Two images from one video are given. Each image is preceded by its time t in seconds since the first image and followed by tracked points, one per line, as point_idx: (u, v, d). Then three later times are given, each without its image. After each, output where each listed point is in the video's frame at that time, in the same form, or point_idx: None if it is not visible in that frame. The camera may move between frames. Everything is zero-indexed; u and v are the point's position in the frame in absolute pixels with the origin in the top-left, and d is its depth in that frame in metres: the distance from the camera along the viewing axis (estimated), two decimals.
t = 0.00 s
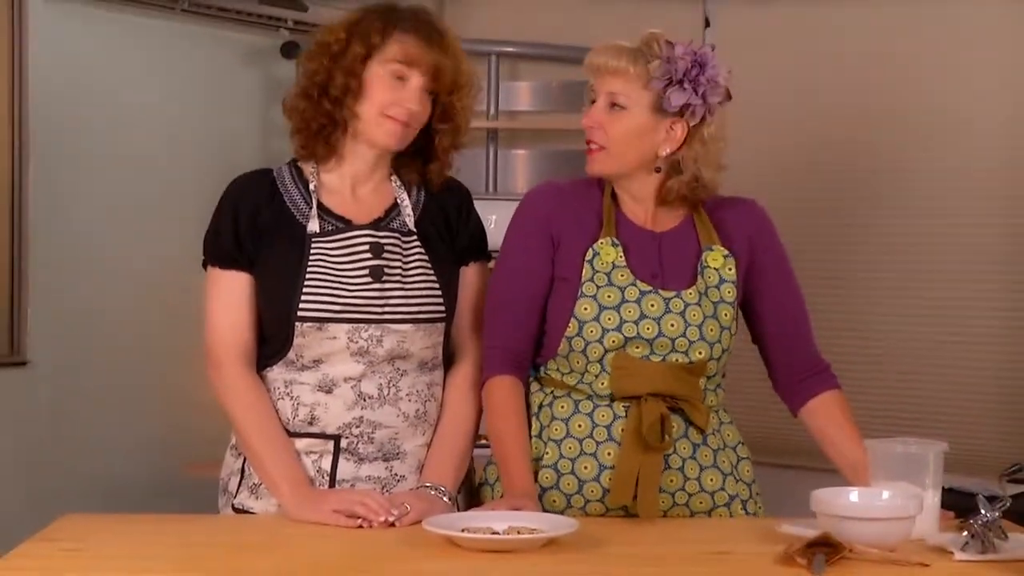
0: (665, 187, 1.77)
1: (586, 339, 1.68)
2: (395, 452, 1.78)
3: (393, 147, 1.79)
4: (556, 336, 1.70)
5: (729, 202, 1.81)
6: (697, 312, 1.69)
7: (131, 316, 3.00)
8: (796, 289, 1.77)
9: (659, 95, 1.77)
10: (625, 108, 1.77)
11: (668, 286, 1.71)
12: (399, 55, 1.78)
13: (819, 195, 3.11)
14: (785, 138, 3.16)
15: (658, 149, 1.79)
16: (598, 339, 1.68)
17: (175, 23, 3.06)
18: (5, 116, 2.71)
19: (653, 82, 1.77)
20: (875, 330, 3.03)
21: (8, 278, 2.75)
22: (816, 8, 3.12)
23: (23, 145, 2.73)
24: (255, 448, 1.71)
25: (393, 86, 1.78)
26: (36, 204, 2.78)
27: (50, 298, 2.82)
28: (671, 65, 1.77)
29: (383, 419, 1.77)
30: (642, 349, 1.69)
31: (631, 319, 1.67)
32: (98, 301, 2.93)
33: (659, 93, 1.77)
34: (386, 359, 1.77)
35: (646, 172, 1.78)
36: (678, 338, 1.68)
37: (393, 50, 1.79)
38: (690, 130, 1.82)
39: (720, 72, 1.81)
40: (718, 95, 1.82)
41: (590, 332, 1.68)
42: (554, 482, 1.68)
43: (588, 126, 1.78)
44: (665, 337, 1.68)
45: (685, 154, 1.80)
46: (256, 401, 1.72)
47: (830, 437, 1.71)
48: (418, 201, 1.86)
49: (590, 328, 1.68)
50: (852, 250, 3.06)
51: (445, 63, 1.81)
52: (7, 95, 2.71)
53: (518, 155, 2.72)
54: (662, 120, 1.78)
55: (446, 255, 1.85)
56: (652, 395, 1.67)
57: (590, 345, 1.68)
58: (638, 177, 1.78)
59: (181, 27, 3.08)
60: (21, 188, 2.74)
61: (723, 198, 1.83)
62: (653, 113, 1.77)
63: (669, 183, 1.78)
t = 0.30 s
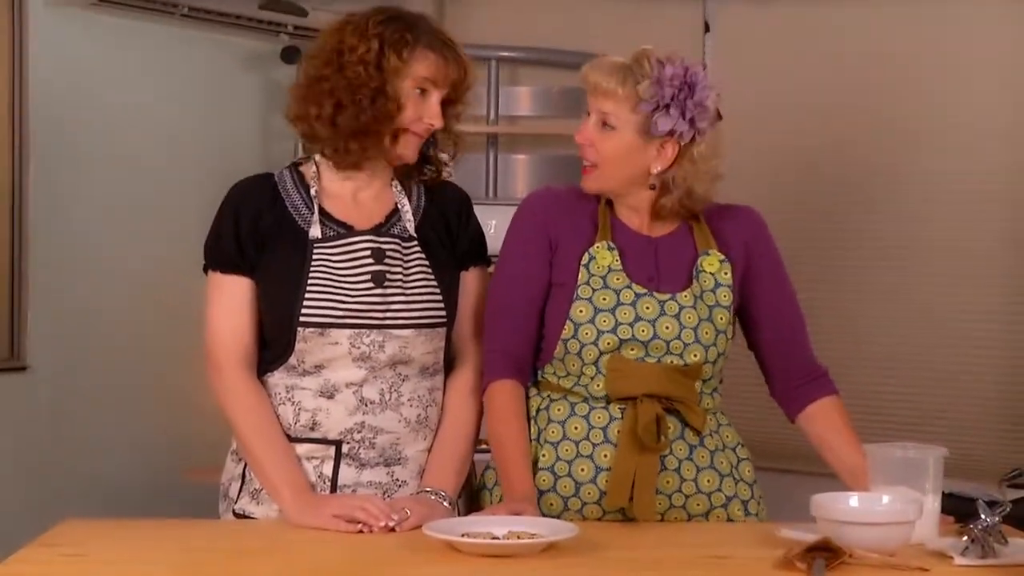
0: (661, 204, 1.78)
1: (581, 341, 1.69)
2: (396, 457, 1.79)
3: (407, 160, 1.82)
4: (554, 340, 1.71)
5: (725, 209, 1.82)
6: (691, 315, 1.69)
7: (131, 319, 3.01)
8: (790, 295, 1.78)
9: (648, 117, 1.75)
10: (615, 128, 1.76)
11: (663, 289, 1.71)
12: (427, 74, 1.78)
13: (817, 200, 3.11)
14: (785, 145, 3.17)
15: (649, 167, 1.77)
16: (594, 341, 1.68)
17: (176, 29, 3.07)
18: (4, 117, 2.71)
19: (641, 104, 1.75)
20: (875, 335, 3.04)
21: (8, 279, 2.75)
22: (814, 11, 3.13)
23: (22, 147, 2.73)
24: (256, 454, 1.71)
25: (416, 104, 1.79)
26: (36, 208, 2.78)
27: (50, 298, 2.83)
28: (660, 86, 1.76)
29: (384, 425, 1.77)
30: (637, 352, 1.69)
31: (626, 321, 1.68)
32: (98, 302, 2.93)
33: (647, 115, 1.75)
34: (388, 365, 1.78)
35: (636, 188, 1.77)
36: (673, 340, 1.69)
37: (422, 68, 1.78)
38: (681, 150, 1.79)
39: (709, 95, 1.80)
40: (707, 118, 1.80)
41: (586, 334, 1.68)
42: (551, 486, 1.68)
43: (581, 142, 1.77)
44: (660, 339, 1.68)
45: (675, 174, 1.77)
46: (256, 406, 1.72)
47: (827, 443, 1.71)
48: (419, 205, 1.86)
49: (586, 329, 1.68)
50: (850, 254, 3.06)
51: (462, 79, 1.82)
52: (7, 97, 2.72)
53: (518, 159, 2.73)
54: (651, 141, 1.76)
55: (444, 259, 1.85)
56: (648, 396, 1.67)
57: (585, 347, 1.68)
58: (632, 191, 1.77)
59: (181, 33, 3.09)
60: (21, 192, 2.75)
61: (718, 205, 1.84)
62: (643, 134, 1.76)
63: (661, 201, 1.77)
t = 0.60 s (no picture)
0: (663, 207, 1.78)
1: (584, 347, 1.69)
2: (396, 462, 1.79)
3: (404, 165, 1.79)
4: (555, 345, 1.71)
5: (725, 215, 1.82)
6: (694, 320, 1.69)
7: (131, 323, 3.01)
8: (790, 302, 1.78)
9: (643, 119, 1.76)
10: (612, 132, 1.77)
11: (665, 295, 1.71)
12: (419, 77, 1.76)
13: (817, 205, 3.12)
14: (784, 150, 3.17)
15: (648, 171, 1.78)
16: (596, 346, 1.68)
17: (175, 33, 3.08)
18: (4, 119, 2.72)
19: (639, 108, 1.75)
20: (874, 339, 3.04)
21: (8, 284, 2.76)
22: (814, 15, 3.13)
23: (23, 151, 2.74)
24: (256, 459, 1.71)
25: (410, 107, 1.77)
26: (36, 212, 2.79)
27: (51, 302, 2.83)
28: (656, 89, 1.76)
29: (383, 431, 1.77)
30: (639, 358, 1.69)
31: (629, 327, 1.68)
32: (98, 306, 2.93)
33: (644, 119, 1.76)
34: (388, 371, 1.78)
35: (638, 192, 1.77)
36: (675, 346, 1.69)
37: (414, 70, 1.76)
38: (679, 152, 1.80)
39: (705, 97, 1.80)
40: (704, 119, 1.80)
41: (589, 339, 1.68)
42: (553, 491, 1.68)
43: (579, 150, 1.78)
44: (662, 345, 1.68)
45: (675, 177, 1.78)
46: (256, 412, 1.72)
47: (826, 448, 1.71)
48: (421, 210, 1.86)
49: (589, 335, 1.68)
50: (849, 260, 3.07)
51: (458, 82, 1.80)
52: (7, 96, 2.73)
53: (518, 164, 2.74)
54: (649, 144, 1.77)
55: (444, 262, 1.85)
56: (651, 401, 1.67)
57: (588, 352, 1.68)
58: (633, 196, 1.78)
59: (181, 37, 3.10)
60: (21, 196, 2.75)
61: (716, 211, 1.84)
62: (640, 138, 1.76)
63: (663, 206, 1.78)
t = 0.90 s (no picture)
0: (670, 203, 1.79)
1: (582, 352, 1.69)
2: (395, 467, 1.79)
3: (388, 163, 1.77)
4: (554, 350, 1.71)
5: (724, 220, 1.82)
6: (692, 325, 1.69)
7: (131, 327, 3.01)
8: (787, 307, 1.78)
9: (662, 119, 1.76)
10: (625, 133, 1.76)
11: (663, 300, 1.71)
12: (387, 73, 1.76)
13: (817, 209, 3.12)
14: (784, 154, 3.17)
15: (659, 170, 1.79)
16: (595, 352, 1.68)
17: (176, 37, 3.08)
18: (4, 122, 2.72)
19: (653, 108, 1.76)
20: (874, 343, 3.04)
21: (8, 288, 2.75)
22: (814, 19, 3.14)
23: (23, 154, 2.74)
24: (256, 463, 1.71)
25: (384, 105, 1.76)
26: (36, 216, 2.79)
27: (50, 305, 2.83)
28: (669, 88, 1.77)
29: (382, 435, 1.77)
30: (637, 363, 1.69)
31: (627, 332, 1.68)
32: (97, 310, 2.93)
33: (660, 117, 1.76)
34: (387, 376, 1.78)
35: (644, 194, 1.78)
36: (673, 351, 1.69)
37: (381, 67, 1.77)
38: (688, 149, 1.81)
39: (713, 93, 1.83)
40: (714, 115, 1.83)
41: (587, 345, 1.68)
42: (553, 496, 1.68)
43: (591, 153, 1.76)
44: (661, 350, 1.68)
45: (684, 173, 1.80)
46: (255, 416, 1.72)
47: (824, 452, 1.71)
48: (421, 215, 1.87)
49: (587, 340, 1.68)
50: (849, 264, 3.08)
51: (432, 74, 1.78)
52: (7, 99, 2.72)
53: (518, 169, 2.74)
54: (662, 143, 1.78)
55: (444, 267, 1.85)
56: (650, 406, 1.67)
57: (587, 357, 1.68)
58: (639, 200, 1.78)
59: (182, 42, 3.10)
60: (21, 199, 2.75)
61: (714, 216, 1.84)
62: (653, 138, 1.77)
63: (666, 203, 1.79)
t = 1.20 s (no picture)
0: (674, 185, 1.87)
1: (583, 356, 1.69)
2: (394, 470, 1.78)
3: (375, 158, 1.78)
4: (554, 353, 1.71)
5: (723, 223, 1.82)
6: (693, 329, 1.69)
7: (131, 330, 3.01)
8: (786, 309, 1.78)
9: (658, 98, 1.81)
10: (632, 121, 1.77)
11: (663, 304, 1.71)
12: (357, 68, 1.78)
13: (816, 212, 3.12)
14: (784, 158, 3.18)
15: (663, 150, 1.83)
16: (595, 356, 1.68)
17: (177, 41, 3.09)
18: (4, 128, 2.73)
19: (646, 90, 1.79)
20: (873, 346, 3.04)
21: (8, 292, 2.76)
22: (813, 23, 3.15)
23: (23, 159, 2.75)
24: (256, 466, 1.71)
25: (362, 99, 1.79)
26: (36, 221, 2.79)
27: (51, 310, 2.83)
28: (652, 68, 1.81)
29: (382, 439, 1.77)
30: (638, 367, 1.69)
31: (628, 335, 1.68)
32: (97, 312, 2.93)
33: (654, 97, 1.80)
34: (387, 379, 1.77)
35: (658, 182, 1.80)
36: (675, 355, 1.68)
37: (354, 65, 1.79)
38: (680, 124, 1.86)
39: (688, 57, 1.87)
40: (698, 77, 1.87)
41: (588, 349, 1.68)
42: (553, 500, 1.68)
43: (608, 149, 1.75)
44: (661, 354, 1.68)
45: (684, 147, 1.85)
46: (255, 419, 1.72)
47: (824, 455, 1.72)
48: (423, 217, 1.87)
49: (588, 344, 1.68)
50: (849, 267, 3.08)
51: (405, 64, 1.79)
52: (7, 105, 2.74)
53: (518, 172, 2.75)
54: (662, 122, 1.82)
55: (446, 271, 1.85)
56: (651, 410, 1.67)
57: (587, 361, 1.68)
58: (653, 192, 1.79)
59: (182, 46, 3.11)
60: (21, 205, 2.76)
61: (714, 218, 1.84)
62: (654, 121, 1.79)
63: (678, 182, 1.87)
